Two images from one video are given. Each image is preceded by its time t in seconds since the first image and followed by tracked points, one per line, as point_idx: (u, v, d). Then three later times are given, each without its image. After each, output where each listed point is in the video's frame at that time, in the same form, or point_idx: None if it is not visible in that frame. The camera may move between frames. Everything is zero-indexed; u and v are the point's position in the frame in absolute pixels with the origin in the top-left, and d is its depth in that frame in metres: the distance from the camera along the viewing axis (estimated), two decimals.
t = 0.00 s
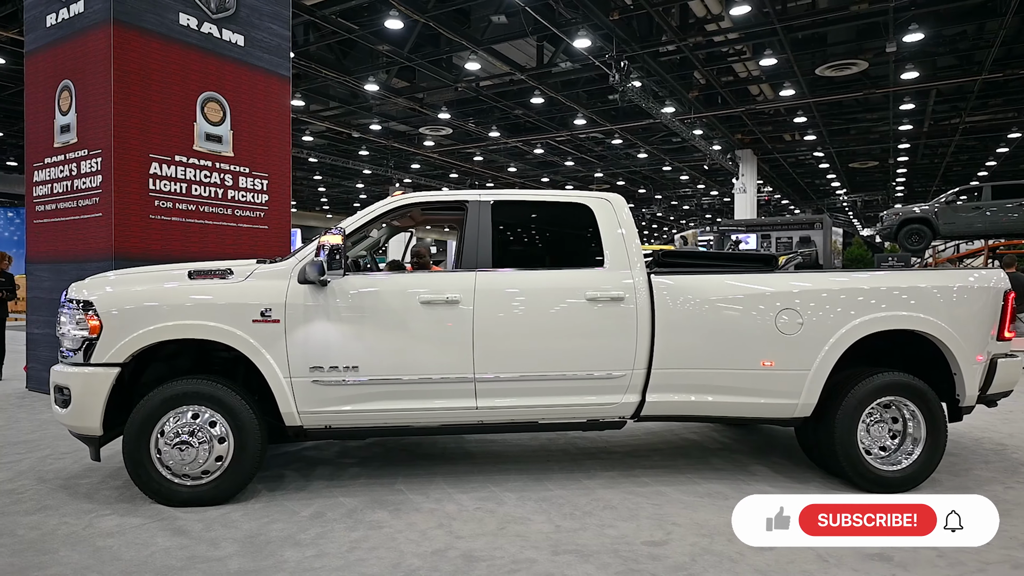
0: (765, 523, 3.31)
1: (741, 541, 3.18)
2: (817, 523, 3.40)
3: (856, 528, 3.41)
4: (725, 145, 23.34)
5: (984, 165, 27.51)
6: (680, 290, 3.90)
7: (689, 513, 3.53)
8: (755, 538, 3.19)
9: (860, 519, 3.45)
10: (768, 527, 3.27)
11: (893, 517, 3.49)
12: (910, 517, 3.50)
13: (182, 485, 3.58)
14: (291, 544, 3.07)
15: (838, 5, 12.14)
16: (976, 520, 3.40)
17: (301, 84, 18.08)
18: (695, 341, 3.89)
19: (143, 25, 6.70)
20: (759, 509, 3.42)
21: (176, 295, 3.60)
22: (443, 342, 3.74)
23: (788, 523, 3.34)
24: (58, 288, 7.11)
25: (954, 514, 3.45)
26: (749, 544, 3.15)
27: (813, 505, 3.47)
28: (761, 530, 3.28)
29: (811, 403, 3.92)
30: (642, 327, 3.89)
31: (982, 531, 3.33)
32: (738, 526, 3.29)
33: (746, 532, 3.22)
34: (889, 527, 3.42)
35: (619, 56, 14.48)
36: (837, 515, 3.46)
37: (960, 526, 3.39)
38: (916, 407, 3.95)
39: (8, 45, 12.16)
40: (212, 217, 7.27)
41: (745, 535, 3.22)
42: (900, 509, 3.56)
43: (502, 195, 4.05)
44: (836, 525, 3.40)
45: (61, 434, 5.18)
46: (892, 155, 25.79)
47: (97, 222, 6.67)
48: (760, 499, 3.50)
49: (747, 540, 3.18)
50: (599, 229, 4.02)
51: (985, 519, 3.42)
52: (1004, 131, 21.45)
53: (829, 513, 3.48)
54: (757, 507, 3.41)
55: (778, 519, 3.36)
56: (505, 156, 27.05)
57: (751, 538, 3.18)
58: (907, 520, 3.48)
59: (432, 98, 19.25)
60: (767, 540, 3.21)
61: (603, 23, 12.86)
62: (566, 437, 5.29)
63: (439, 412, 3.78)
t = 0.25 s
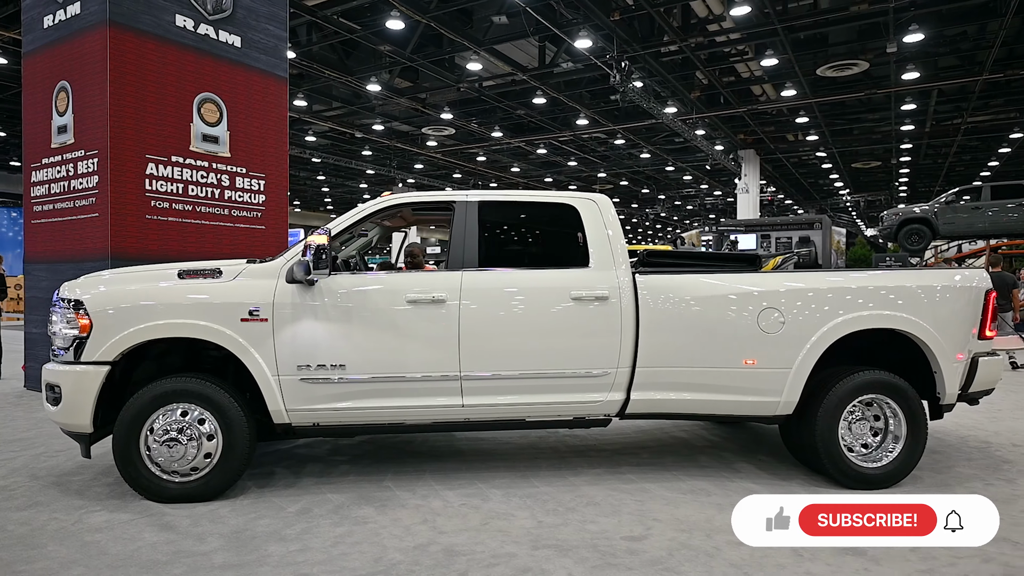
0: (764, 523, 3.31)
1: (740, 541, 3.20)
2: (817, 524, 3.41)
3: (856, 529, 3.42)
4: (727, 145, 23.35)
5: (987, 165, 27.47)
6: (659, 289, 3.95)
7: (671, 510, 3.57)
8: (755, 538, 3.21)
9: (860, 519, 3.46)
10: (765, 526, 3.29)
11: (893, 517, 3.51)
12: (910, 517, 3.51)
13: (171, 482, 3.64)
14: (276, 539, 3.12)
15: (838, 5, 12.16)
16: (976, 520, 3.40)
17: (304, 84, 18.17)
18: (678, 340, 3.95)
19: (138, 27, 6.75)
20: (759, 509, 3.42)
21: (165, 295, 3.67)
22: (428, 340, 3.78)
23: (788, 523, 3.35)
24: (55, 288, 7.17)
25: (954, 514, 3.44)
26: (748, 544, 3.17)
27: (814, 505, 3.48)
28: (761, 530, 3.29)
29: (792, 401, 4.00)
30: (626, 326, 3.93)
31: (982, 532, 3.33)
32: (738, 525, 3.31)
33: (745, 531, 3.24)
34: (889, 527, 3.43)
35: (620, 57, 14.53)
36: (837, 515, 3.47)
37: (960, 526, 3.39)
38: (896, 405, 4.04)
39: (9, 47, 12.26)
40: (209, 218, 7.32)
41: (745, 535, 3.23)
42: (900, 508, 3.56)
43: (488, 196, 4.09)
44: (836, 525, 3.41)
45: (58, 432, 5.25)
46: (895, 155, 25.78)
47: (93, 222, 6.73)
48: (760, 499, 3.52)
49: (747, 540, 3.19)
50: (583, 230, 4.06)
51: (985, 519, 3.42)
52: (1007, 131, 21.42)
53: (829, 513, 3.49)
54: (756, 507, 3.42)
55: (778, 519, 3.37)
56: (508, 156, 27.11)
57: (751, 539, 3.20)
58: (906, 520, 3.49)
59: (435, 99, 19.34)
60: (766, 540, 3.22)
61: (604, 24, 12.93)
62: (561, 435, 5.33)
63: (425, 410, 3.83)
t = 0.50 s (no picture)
0: (764, 522, 3.36)
1: (740, 541, 3.23)
2: (818, 524, 3.44)
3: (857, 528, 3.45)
4: (729, 145, 23.36)
5: (990, 165, 27.42)
6: (643, 290, 4.00)
7: (655, 508, 3.61)
8: (755, 538, 3.24)
9: (860, 519, 3.50)
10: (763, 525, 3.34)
11: (893, 517, 3.55)
12: (909, 517, 3.56)
13: (160, 479, 3.68)
14: (263, 535, 3.16)
15: (838, 5, 12.18)
16: (975, 520, 3.46)
17: (305, 85, 18.24)
18: (663, 340, 3.99)
19: (135, 29, 6.80)
20: (760, 509, 3.48)
21: (155, 295, 3.72)
22: (415, 339, 3.82)
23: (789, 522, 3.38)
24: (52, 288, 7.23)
25: (954, 514, 3.50)
26: (748, 544, 3.20)
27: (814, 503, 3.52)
28: (761, 529, 3.33)
29: (776, 399, 4.05)
30: (612, 326, 3.97)
31: (982, 531, 3.39)
32: (737, 524, 3.37)
33: (745, 531, 3.29)
34: (889, 526, 3.47)
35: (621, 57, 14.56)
36: (838, 514, 3.51)
37: (960, 526, 3.44)
38: (880, 404, 4.13)
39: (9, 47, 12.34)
40: (206, 218, 7.36)
41: (745, 535, 3.26)
42: (899, 509, 3.61)
43: (475, 197, 4.13)
44: (836, 525, 3.43)
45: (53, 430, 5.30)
46: (897, 156, 25.77)
47: (90, 223, 6.79)
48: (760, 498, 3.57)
49: (747, 540, 3.23)
50: (570, 231, 4.09)
51: (983, 519, 3.48)
52: (1010, 131, 21.39)
53: (830, 512, 3.52)
54: (757, 506, 3.47)
55: (779, 518, 3.40)
56: (510, 157, 27.15)
57: (751, 539, 3.23)
58: (906, 520, 3.54)
59: (436, 99, 19.40)
60: (767, 540, 3.25)
61: (604, 24, 12.96)
62: (554, 433, 5.37)
63: (412, 408, 3.86)
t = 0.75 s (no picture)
0: (763, 523, 3.23)
1: (741, 541, 3.25)
2: (817, 523, 3.34)
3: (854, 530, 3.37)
4: (732, 145, 23.35)
5: (995, 165, 27.31)
6: (629, 290, 4.03)
7: (640, 508, 3.64)
8: (754, 537, 3.24)
9: (859, 519, 3.40)
10: (763, 524, 3.23)
11: (893, 516, 3.45)
12: (909, 516, 3.44)
13: (151, 478, 3.73)
14: (250, 533, 3.21)
15: (840, 5, 12.18)
16: (976, 519, 3.36)
17: (308, 86, 18.32)
18: (649, 340, 4.02)
19: (133, 31, 6.86)
20: (759, 505, 3.29)
21: (147, 296, 3.76)
22: (403, 340, 3.86)
23: (788, 523, 3.25)
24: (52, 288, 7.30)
25: (954, 514, 3.39)
26: (747, 543, 3.23)
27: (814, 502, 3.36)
28: (760, 529, 3.24)
29: (762, 400, 4.08)
30: (600, 326, 4.01)
31: (981, 532, 3.32)
32: (738, 522, 3.29)
33: (745, 529, 3.26)
34: (888, 526, 3.39)
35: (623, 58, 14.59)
36: (837, 515, 3.41)
37: (960, 526, 3.35)
38: (866, 405, 4.16)
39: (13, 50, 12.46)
40: (204, 219, 7.43)
41: (745, 533, 3.26)
42: (900, 507, 3.49)
43: (463, 199, 4.16)
44: (836, 525, 3.35)
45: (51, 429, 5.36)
46: (901, 156, 25.72)
47: (89, 224, 6.85)
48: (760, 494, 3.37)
49: (747, 539, 3.24)
50: (558, 232, 4.13)
51: (985, 519, 3.38)
52: (1014, 131, 21.31)
53: (829, 513, 3.41)
54: (756, 504, 3.29)
55: (778, 518, 3.26)
56: (513, 157, 27.20)
57: (751, 538, 3.24)
58: (906, 519, 3.44)
59: (439, 100, 19.47)
60: (766, 539, 3.23)
61: (606, 25, 12.96)
62: (548, 433, 5.42)
63: (400, 408, 3.90)
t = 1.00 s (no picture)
0: (765, 523, 3.29)
1: (742, 541, 3.29)
2: (817, 524, 3.42)
3: (855, 530, 3.42)
4: (735, 147, 23.32)
5: (1001, 167, 27.19)
6: (613, 291, 4.07)
7: (622, 507, 3.67)
8: (756, 537, 3.28)
9: (860, 519, 3.48)
10: (764, 524, 3.29)
11: (893, 516, 3.52)
12: (909, 516, 3.51)
13: (141, 475, 3.79)
14: (235, 529, 3.26)
15: (842, 6, 12.16)
16: (976, 520, 3.43)
17: (311, 88, 18.41)
18: (634, 341, 4.06)
19: (132, 34, 6.94)
20: (760, 505, 3.36)
21: (137, 295, 3.82)
22: (390, 340, 3.91)
23: (790, 523, 3.31)
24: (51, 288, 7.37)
25: (954, 514, 3.45)
26: (748, 544, 3.27)
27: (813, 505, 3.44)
28: (761, 529, 3.29)
29: (746, 401, 4.11)
30: (585, 326, 4.05)
31: (981, 532, 3.39)
32: (739, 523, 3.33)
33: (746, 530, 3.30)
34: (888, 526, 3.46)
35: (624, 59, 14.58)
36: (837, 515, 3.47)
37: (960, 526, 3.42)
38: (850, 406, 4.18)
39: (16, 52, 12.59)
40: (202, 220, 7.51)
41: (746, 533, 3.31)
42: (900, 506, 3.55)
43: (451, 200, 4.20)
44: (836, 525, 3.42)
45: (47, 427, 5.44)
46: (906, 158, 25.64)
47: (87, 224, 6.92)
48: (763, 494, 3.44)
49: (748, 540, 3.28)
50: (544, 233, 4.17)
51: (984, 519, 3.44)
52: (1020, 133, 21.21)
53: (829, 512, 3.47)
54: (756, 504, 3.35)
55: (779, 519, 3.32)
56: (516, 159, 27.24)
57: (752, 538, 3.28)
58: (906, 519, 3.50)
59: (441, 101, 19.52)
60: (768, 540, 3.27)
61: (607, 26, 12.92)
62: (540, 433, 5.46)
63: (386, 407, 3.95)
